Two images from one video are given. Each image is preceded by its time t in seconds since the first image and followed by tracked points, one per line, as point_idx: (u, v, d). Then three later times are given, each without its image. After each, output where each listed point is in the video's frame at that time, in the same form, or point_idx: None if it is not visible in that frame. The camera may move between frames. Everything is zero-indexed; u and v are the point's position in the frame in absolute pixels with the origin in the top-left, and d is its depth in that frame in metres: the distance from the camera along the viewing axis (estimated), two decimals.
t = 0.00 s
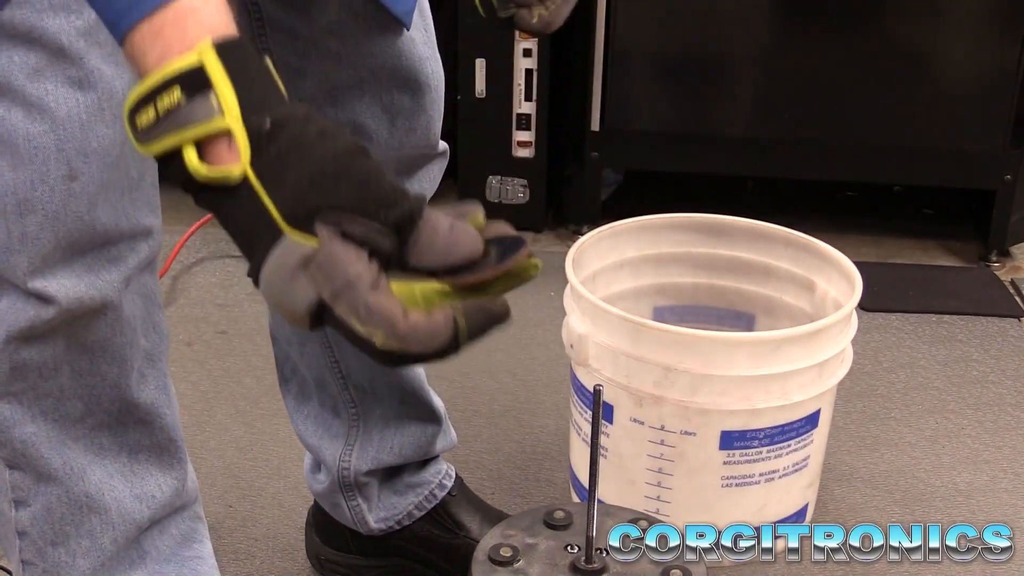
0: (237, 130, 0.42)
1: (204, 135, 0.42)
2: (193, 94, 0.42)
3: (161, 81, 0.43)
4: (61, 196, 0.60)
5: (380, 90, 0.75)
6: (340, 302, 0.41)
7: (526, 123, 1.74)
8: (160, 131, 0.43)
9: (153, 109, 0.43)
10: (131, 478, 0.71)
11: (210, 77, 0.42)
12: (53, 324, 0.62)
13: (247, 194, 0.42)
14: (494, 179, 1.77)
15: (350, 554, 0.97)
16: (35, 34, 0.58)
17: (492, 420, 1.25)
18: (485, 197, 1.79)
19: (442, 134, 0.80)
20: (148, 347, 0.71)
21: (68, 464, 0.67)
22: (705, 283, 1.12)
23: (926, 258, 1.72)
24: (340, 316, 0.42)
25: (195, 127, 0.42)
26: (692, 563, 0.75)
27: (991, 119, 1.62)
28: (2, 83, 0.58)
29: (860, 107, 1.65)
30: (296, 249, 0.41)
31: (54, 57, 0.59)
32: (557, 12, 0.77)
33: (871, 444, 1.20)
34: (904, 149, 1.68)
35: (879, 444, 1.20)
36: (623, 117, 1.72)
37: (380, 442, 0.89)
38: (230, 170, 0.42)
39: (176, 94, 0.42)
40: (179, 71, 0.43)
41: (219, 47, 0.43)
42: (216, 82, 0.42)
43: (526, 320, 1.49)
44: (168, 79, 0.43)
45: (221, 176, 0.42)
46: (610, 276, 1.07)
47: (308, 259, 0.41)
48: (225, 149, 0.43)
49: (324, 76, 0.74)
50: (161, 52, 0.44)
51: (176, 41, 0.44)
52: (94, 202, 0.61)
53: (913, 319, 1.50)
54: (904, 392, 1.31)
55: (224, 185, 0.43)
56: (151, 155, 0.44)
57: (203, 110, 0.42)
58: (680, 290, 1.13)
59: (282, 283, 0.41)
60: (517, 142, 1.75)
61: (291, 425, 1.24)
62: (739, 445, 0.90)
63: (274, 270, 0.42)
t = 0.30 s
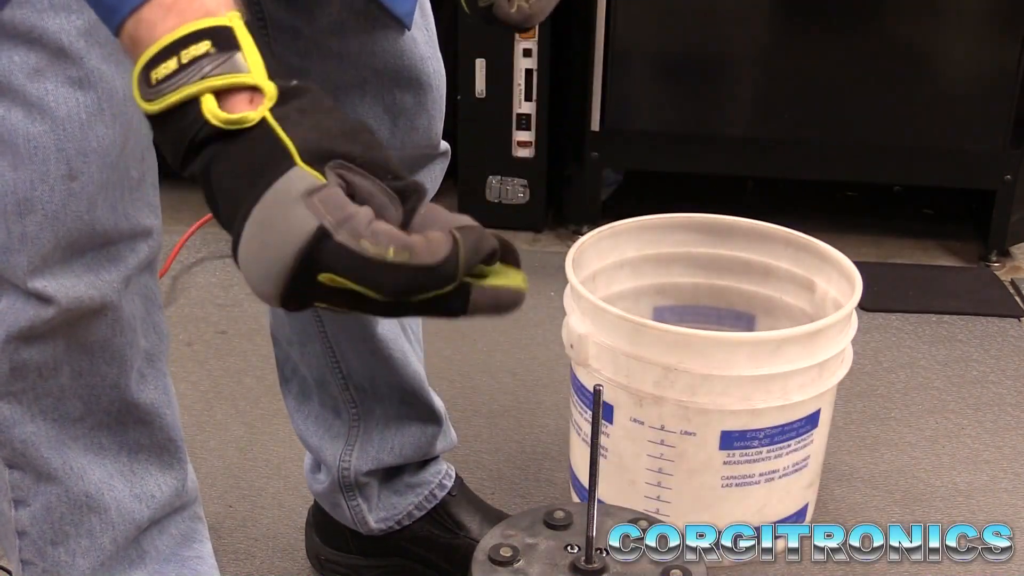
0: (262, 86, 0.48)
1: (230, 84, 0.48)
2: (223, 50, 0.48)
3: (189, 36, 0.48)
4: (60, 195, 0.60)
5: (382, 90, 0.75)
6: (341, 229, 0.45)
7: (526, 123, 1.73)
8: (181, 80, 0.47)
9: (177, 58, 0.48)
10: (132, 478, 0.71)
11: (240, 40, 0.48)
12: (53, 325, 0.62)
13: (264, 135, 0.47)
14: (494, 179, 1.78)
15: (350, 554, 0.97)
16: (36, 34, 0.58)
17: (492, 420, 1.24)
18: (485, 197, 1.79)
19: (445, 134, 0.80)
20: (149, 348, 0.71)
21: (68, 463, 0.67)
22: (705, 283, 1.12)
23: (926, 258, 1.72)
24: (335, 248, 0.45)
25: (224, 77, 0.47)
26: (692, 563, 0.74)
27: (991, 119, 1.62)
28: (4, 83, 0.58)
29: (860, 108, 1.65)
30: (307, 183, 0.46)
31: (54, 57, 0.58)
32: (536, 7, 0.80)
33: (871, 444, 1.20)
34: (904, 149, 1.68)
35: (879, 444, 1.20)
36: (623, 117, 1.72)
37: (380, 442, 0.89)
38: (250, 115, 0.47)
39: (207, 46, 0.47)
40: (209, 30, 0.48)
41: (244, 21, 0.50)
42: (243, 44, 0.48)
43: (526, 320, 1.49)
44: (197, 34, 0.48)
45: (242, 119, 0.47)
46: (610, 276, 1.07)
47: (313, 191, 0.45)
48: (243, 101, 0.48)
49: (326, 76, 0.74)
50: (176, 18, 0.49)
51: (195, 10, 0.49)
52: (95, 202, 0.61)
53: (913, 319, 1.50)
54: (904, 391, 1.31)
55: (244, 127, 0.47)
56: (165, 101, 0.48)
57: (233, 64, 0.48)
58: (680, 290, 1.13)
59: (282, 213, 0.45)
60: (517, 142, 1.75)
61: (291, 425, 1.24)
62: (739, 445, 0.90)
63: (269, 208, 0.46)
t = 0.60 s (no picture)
0: (269, 91, 0.49)
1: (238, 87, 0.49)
2: (232, 54, 0.49)
3: (199, 39, 0.49)
4: (60, 195, 0.60)
5: (385, 90, 0.75)
6: (337, 222, 0.46)
7: (526, 123, 1.73)
8: (189, 81, 0.48)
9: (186, 60, 0.48)
10: (132, 478, 0.71)
11: (249, 46, 0.50)
12: (53, 325, 0.62)
13: (269, 136, 0.48)
14: (494, 179, 1.78)
15: (350, 554, 0.97)
16: (36, 34, 0.58)
17: (492, 420, 1.25)
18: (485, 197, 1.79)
19: (447, 135, 0.80)
20: (148, 348, 0.71)
21: (68, 463, 0.67)
22: (705, 283, 1.12)
23: (926, 258, 1.72)
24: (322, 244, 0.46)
25: (231, 79, 0.48)
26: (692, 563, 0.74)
27: (991, 119, 1.63)
28: (3, 83, 0.58)
29: (860, 108, 1.65)
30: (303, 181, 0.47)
31: (55, 57, 0.58)
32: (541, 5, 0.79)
33: (871, 444, 1.20)
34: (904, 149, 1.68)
35: (879, 444, 1.20)
36: (623, 117, 1.72)
37: (380, 443, 0.89)
38: (256, 118, 0.48)
39: (217, 49, 0.48)
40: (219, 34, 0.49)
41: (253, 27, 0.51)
42: (252, 50, 0.50)
43: (526, 320, 1.49)
44: (207, 37, 0.49)
45: (248, 121, 0.48)
46: (610, 276, 1.07)
47: (309, 188, 0.47)
48: (249, 105, 0.49)
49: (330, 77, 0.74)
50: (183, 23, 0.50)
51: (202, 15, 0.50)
52: (95, 202, 0.61)
53: (913, 319, 1.50)
54: (904, 391, 1.31)
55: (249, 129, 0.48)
56: (172, 101, 0.49)
57: (241, 68, 0.49)
58: (678, 291, 1.13)
59: (277, 207, 0.46)
60: (517, 142, 1.75)
61: (291, 425, 1.24)
62: (739, 445, 0.90)
63: (262, 204, 0.47)
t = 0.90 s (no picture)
0: (246, 85, 0.44)
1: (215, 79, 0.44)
2: (216, 40, 0.44)
3: (187, 18, 0.45)
4: (63, 196, 0.60)
5: (389, 91, 0.75)
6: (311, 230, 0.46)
7: (526, 123, 1.73)
8: (168, 64, 0.44)
9: (168, 39, 0.44)
10: (133, 479, 0.71)
11: (238, 31, 0.45)
12: (55, 326, 0.62)
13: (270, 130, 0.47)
14: (494, 179, 1.78)
15: (349, 554, 0.97)
16: (38, 34, 0.57)
17: (493, 420, 1.25)
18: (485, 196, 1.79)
19: (450, 136, 0.80)
20: (150, 349, 0.71)
21: (69, 464, 0.67)
22: (705, 283, 1.12)
23: (926, 258, 1.72)
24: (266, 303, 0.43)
25: (208, 70, 0.44)
26: (692, 562, 0.74)
27: (991, 119, 1.63)
28: (4, 82, 0.57)
29: (861, 108, 1.65)
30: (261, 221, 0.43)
31: (58, 57, 0.58)
32: (543, 23, 0.76)
33: (871, 444, 1.20)
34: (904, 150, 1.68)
35: (879, 444, 1.20)
36: (623, 117, 1.72)
37: (381, 443, 0.89)
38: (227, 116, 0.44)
39: (198, 33, 0.44)
40: (208, 15, 0.45)
41: (252, 8, 0.46)
42: (240, 37, 0.45)
43: (525, 321, 1.49)
44: (195, 18, 0.44)
45: (217, 120, 0.44)
46: (610, 276, 1.07)
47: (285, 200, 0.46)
48: (224, 99, 0.45)
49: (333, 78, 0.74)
50: None
51: None
52: (98, 202, 0.62)
53: (913, 319, 1.50)
54: (904, 391, 1.31)
55: (218, 130, 0.44)
56: (152, 81, 0.45)
57: (221, 58, 0.44)
58: (679, 291, 1.13)
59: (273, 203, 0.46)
60: (517, 142, 1.75)
61: (291, 425, 1.24)
62: (739, 445, 0.90)
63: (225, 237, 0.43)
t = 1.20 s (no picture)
0: (216, 124, 0.43)
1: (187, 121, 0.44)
2: (184, 80, 0.43)
3: (155, 56, 0.44)
4: (64, 195, 0.60)
5: (391, 92, 0.75)
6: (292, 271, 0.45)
7: (526, 123, 1.73)
8: (144, 104, 0.44)
9: (141, 79, 0.44)
10: (134, 480, 0.71)
11: (202, 65, 0.43)
12: (57, 326, 0.62)
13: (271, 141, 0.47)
14: (494, 179, 1.78)
15: (349, 554, 0.97)
16: (41, 35, 0.57)
17: (493, 420, 1.25)
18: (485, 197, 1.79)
19: (452, 137, 0.80)
20: (150, 349, 0.71)
21: (70, 464, 0.67)
22: (705, 283, 1.12)
23: (926, 258, 1.72)
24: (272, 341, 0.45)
25: (178, 112, 0.44)
26: (692, 561, 0.74)
27: (992, 119, 1.63)
28: (7, 83, 0.57)
29: (861, 108, 1.65)
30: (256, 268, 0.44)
31: (60, 58, 0.58)
32: (541, 29, 0.76)
33: (871, 444, 1.20)
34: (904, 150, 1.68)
35: (879, 444, 1.20)
36: (624, 117, 1.72)
37: (382, 443, 0.89)
38: (203, 160, 0.44)
39: (164, 75, 0.43)
40: (174, 51, 0.43)
41: (216, 35, 0.44)
42: (205, 70, 0.43)
43: (525, 321, 1.49)
44: (161, 55, 0.43)
45: (195, 164, 0.44)
46: (610, 276, 1.07)
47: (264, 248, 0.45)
48: (200, 137, 0.44)
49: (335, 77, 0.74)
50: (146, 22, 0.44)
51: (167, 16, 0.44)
52: (98, 202, 0.61)
53: (912, 319, 1.50)
54: (904, 391, 1.31)
55: (197, 173, 0.44)
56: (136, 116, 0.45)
57: (189, 98, 0.43)
58: (679, 291, 1.13)
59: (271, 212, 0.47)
60: (517, 142, 1.75)
61: (291, 425, 1.24)
62: (739, 445, 0.90)
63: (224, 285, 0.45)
